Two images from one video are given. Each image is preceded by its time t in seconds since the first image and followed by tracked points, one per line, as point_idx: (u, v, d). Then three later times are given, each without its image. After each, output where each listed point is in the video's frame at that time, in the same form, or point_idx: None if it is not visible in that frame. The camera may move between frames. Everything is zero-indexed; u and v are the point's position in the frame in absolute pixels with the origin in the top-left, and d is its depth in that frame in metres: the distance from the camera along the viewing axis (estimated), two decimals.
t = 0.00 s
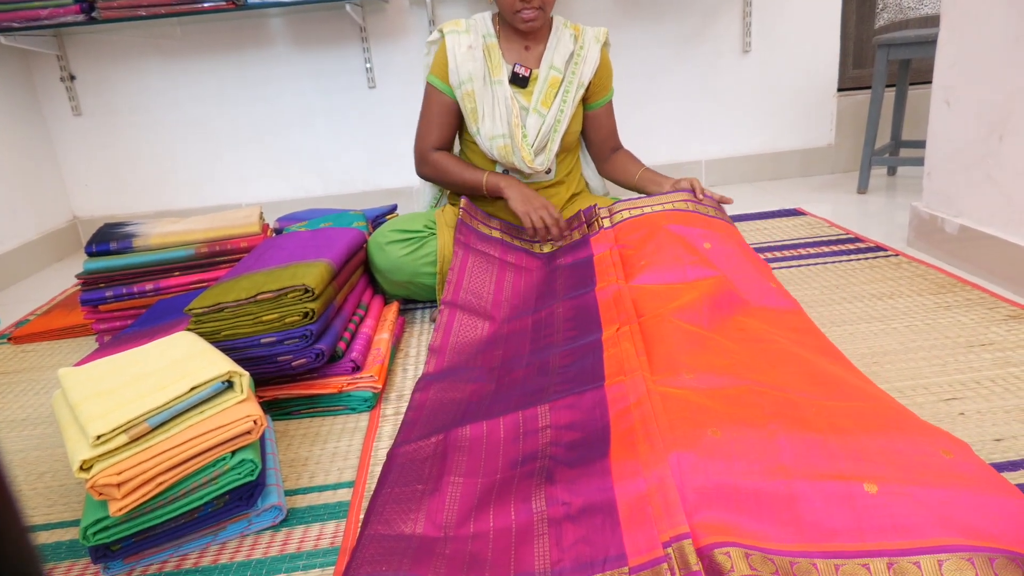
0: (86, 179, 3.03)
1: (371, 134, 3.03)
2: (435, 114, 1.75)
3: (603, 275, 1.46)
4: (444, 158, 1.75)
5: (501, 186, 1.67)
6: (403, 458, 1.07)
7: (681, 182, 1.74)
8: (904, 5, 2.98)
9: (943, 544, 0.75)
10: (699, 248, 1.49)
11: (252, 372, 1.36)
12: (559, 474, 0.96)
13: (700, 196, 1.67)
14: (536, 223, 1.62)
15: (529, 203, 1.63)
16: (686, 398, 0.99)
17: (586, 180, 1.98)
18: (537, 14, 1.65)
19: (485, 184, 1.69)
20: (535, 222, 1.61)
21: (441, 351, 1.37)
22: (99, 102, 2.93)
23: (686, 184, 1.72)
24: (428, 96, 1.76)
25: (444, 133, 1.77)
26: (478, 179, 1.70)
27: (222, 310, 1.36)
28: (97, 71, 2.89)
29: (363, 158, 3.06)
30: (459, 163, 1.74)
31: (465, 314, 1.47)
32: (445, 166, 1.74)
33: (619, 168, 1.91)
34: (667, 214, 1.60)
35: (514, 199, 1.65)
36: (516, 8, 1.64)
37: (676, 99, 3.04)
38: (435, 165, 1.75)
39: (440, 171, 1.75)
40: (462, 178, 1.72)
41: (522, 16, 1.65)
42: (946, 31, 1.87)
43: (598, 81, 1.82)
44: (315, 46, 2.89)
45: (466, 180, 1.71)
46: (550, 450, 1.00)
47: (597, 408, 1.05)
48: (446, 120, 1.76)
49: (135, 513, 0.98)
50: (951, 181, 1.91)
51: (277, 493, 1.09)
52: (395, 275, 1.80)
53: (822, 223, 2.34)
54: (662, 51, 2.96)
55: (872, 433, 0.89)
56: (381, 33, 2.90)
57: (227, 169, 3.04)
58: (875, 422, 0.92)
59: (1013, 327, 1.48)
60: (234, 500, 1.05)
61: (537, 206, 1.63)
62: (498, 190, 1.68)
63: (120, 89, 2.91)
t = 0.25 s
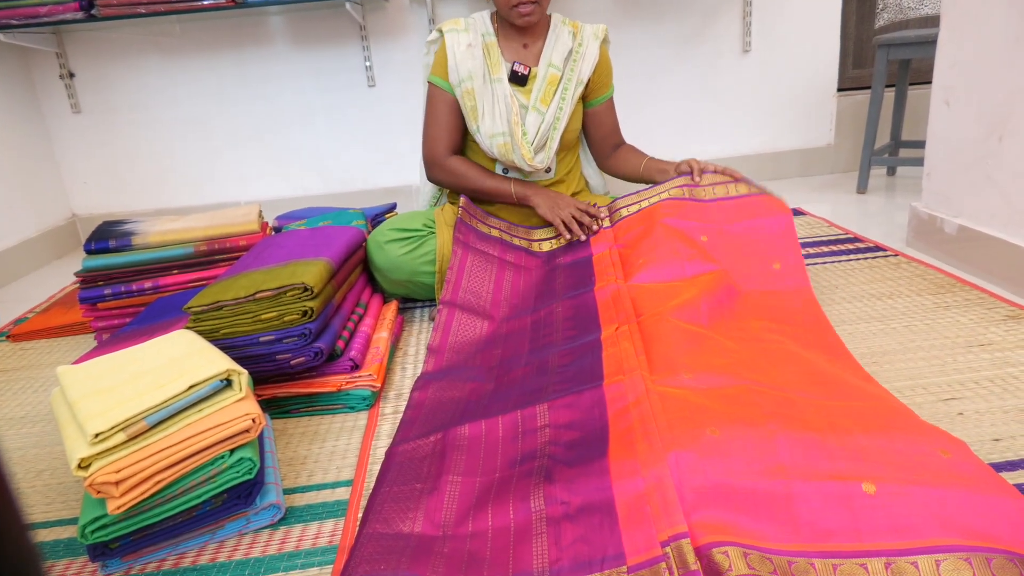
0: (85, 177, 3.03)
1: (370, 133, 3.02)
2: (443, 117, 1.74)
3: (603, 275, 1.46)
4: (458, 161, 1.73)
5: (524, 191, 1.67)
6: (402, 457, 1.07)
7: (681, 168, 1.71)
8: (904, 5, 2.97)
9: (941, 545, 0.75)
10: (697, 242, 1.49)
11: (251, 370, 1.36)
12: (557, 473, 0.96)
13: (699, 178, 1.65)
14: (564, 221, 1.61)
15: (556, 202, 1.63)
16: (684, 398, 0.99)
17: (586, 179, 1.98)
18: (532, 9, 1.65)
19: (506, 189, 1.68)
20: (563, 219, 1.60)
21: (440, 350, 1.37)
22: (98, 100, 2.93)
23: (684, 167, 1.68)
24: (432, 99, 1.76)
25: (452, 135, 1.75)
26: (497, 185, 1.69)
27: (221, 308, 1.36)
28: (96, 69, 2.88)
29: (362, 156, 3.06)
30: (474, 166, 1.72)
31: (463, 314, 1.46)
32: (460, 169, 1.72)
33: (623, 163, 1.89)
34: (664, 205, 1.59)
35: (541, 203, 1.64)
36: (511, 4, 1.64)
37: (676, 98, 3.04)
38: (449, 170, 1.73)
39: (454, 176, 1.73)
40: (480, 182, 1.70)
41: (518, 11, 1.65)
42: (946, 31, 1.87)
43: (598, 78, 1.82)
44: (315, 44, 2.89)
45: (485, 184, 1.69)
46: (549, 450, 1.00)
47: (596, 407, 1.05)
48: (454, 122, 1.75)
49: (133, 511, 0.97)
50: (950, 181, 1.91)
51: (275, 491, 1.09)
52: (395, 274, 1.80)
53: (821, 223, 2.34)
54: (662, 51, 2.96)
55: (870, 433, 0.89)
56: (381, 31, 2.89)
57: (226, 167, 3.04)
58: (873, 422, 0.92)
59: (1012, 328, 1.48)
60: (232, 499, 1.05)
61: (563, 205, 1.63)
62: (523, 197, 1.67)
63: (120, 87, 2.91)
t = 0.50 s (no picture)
0: (84, 176, 3.02)
1: (370, 132, 3.02)
2: (445, 118, 1.74)
3: (602, 275, 1.46)
4: (461, 163, 1.73)
5: (530, 191, 1.69)
6: (401, 456, 1.07)
7: (669, 148, 1.66)
8: (904, 5, 2.98)
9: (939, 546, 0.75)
10: (690, 222, 1.44)
11: (249, 369, 1.36)
12: (556, 472, 0.95)
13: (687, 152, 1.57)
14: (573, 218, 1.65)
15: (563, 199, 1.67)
16: (683, 398, 0.99)
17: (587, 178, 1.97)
18: (524, 7, 1.65)
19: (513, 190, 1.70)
20: (571, 215, 1.64)
21: (439, 350, 1.37)
22: (98, 99, 2.92)
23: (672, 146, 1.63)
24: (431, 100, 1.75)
25: (454, 136, 1.75)
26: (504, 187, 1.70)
27: (220, 307, 1.36)
28: (95, 68, 2.88)
29: (362, 155, 3.05)
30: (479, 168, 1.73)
31: (462, 314, 1.46)
32: (465, 171, 1.72)
33: (625, 157, 1.86)
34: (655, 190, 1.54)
35: (549, 202, 1.66)
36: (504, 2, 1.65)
37: (675, 98, 3.04)
38: (454, 172, 1.73)
39: (458, 177, 1.73)
40: (487, 183, 1.71)
41: (510, 10, 1.66)
42: (946, 31, 1.87)
43: (595, 77, 1.82)
44: (315, 43, 2.89)
45: (491, 186, 1.70)
46: (548, 449, 1.00)
47: (595, 407, 1.05)
48: (456, 124, 1.75)
49: (132, 510, 0.97)
50: (949, 181, 1.91)
51: (274, 490, 1.09)
52: (394, 273, 1.80)
53: (820, 223, 2.34)
54: (662, 51, 2.96)
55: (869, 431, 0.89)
56: (381, 31, 2.89)
57: (225, 166, 3.04)
58: (872, 421, 0.92)
59: (1010, 328, 1.48)
60: (231, 497, 1.05)
61: (570, 200, 1.66)
62: (532, 199, 1.68)
63: (119, 86, 2.90)
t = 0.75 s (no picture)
0: (83, 175, 3.02)
1: (369, 132, 3.02)
2: (443, 118, 1.74)
3: (602, 275, 1.46)
4: (462, 163, 1.73)
5: (531, 189, 1.69)
6: (400, 455, 1.07)
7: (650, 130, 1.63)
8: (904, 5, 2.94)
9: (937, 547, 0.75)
10: (681, 212, 1.41)
11: (249, 369, 1.36)
12: (556, 471, 0.95)
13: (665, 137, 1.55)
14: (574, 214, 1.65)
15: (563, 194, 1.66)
16: (682, 398, 0.98)
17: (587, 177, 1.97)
18: (520, 6, 1.65)
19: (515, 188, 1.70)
20: (572, 211, 1.64)
21: (438, 350, 1.37)
22: (97, 98, 2.92)
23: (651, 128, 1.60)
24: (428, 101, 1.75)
25: (454, 136, 1.75)
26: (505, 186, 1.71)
27: (219, 307, 1.36)
28: (94, 67, 2.88)
29: (361, 155, 3.05)
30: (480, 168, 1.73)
31: (461, 314, 1.46)
32: (465, 171, 1.73)
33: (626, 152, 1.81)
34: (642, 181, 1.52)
35: (548, 198, 1.67)
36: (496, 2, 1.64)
37: (675, 98, 3.04)
38: (454, 173, 1.73)
39: (459, 178, 1.73)
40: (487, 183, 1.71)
41: (506, 9, 1.65)
42: (946, 31, 1.87)
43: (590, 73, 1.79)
44: (314, 43, 2.88)
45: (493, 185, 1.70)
46: (547, 449, 1.00)
47: (595, 406, 1.05)
48: (454, 124, 1.75)
49: (131, 510, 0.97)
50: (948, 181, 1.91)
51: (273, 490, 1.09)
52: (393, 273, 1.80)
53: (819, 223, 2.35)
54: (662, 50, 2.96)
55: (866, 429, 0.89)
56: (380, 30, 2.89)
57: (224, 165, 3.03)
58: (870, 420, 0.92)
59: (1009, 328, 1.48)
60: (230, 497, 1.05)
61: (571, 194, 1.66)
62: (532, 196, 1.68)
63: (118, 85, 2.90)
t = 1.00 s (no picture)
0: (82, 173, 3.02)
1: (368, 130, 3.02)
2: (435, 121, 1.75)
3: (601, 274, 1.46)
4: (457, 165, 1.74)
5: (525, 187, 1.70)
6: (398, 453, 1.07)
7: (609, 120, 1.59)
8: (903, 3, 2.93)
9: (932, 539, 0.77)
10: (659, 201, 1.37)
11: (247, 367, 1.36)
12: (554, 469, 0.95)
13: (603, 122, 1.49)
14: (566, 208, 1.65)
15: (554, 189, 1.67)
16: (678, 395, 0.99)
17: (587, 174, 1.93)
18: (503, 5, 1.65)
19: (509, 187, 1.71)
20: (569, 208, 1.64)
21: (436, 348, 1.37)
22: (95, 95, 2.92)
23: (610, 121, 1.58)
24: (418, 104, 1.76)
25: (447, 138, 1.75)
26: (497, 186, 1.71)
27: (217, 305, 1.36)
28: (92, 64, 2.87)
29: (359, 153, 3.05)
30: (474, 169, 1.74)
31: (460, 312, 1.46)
32: (460, 173, 1.74)
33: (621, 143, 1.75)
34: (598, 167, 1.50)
35: (544, 194, 1.68)
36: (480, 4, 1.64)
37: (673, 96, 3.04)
38: (449, 175, 1.74)
39: (454, 180, 1.74)
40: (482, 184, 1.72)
41: (489, 10, 1.65)
42: (944, 29, 1.87)
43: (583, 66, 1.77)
44: (312, 41, 2.88)
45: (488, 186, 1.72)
46: (545, 446, 1.00)
47: (593, 404, 1.05)
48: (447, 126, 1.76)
49: (129, 508, 0.97)
50: (947, 179, 1.92)
51: (272, 488, 1.09)
52: (392, 271, 1.80)
53: (818, 220, 2.35)
54: (661, 49, 2.96)
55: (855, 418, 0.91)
56: (379, 28, 2.88)
57: (223, 163, 3.03)
58: (859, 411, 0.94)
59: (1008, 326, 1.48)
60: (229, 495, 1.05)
61: (567, 189, 1.66)
62: (529, 194, 1.69)
63: (115, 82, 2.90)
